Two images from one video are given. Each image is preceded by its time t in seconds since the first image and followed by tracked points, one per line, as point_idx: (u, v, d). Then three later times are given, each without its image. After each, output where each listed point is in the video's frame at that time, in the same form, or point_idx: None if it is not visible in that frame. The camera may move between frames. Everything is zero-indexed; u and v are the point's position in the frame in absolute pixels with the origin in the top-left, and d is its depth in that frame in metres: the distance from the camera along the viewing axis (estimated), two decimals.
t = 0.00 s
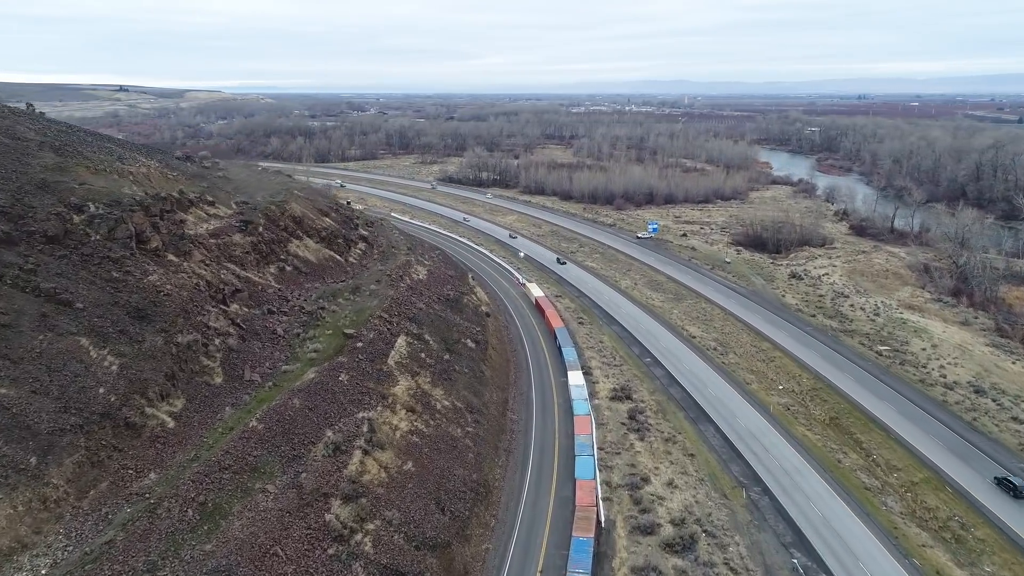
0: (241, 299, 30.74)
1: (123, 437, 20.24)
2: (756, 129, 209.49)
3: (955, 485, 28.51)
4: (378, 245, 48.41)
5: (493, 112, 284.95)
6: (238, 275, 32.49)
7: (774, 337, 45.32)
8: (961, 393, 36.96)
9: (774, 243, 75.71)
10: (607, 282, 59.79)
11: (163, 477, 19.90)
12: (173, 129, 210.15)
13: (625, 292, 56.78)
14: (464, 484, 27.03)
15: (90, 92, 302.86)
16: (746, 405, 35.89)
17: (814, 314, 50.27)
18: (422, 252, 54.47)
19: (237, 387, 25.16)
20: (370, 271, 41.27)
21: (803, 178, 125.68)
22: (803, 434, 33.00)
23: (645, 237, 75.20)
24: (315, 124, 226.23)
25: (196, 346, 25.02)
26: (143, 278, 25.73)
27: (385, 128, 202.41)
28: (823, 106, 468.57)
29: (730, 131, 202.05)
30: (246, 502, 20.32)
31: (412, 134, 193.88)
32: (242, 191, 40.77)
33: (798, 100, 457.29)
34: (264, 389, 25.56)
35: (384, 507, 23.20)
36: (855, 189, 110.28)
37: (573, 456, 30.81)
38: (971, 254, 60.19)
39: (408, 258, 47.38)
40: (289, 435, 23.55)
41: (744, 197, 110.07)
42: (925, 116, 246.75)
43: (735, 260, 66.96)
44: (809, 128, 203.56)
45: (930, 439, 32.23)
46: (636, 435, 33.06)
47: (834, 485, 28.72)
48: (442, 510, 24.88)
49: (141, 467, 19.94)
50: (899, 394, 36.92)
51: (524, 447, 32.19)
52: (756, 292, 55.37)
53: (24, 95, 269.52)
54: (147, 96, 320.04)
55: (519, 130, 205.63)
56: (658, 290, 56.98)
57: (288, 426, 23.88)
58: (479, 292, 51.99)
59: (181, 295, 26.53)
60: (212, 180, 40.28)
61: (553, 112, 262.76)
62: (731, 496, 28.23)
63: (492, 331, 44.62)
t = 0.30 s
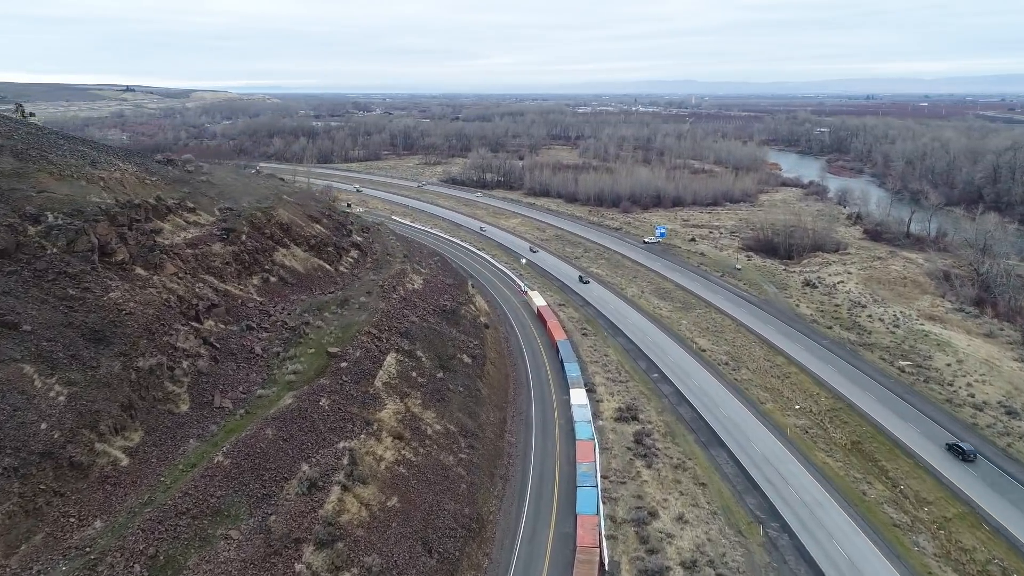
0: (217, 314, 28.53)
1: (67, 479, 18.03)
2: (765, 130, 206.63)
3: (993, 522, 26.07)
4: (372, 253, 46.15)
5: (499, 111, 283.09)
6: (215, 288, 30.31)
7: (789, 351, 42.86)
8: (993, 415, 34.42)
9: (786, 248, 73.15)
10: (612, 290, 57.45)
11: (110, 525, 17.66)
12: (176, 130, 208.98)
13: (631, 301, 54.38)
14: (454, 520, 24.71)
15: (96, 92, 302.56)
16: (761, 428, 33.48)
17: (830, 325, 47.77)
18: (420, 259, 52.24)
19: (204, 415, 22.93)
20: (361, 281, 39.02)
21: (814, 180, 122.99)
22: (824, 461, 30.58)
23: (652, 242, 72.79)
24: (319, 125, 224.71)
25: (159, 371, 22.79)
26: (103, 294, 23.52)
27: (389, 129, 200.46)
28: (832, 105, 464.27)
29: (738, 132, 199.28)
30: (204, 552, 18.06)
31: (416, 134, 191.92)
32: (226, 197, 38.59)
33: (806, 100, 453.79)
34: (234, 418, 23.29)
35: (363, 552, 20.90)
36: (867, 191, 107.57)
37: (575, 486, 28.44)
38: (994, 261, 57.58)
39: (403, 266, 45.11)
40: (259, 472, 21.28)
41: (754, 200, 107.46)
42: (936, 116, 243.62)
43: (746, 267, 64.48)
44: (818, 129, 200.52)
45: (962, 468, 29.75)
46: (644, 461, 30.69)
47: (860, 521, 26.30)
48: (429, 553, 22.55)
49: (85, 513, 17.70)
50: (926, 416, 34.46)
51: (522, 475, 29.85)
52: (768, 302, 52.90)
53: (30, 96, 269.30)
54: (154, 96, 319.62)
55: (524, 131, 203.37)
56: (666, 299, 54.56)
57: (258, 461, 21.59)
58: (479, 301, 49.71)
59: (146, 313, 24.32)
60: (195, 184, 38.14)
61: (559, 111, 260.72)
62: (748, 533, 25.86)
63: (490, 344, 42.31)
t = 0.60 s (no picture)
0: (191, 331, 26.51)
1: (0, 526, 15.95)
2: (774, 130, 203.87)
3: None
4: (367, 260, 44.10)
5: (505, 112, 280.79)
6: (192, 302, 28.31)
7: (804, 366, 40.56)
8: None
9: (798, 253, 70.79)
10: (618, 298, 55.29)
11: None
12: (181, 130, 208.09)
13: (638, 310, 52.17)
14: (444, 561, 22.54)
15: (105, 93, 302.95)
16: (776, 451, 31.24)
17: (848, 337, 45.44)
18: (418, 266, 50.20)
19: (168, 446, 20.90)
20: (352, 292, 36.95)
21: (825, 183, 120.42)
22: (847, 490, 28.32)
23: (660, 247, 70.50)
24: (324, 125, 223.40)
25: (118, 398, 20.75)
26: (59, 313, 21.53)
27: (393, 129, 198.71)
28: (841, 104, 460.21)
29: (746, 132, 196.70)
30: None
31: (421, 135, 190.18)
32: (211, 203, 36.63)
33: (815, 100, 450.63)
34: (201, 450, 21.21)
35: None
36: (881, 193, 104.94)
37: (577, 518, 26.24)
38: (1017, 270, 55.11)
39: (399, 275, 43.05)
40: (226, 512, 19.16)
41: (764, 203, 105.03)
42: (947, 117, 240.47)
43: (757, 273, 62.19)
44: (829, 129, 197.62)
45: (998, 500, 27.48)
46: (652, 490, 28.45)
47: (889, 560, 24.06)
48: None
49: (19, 567, 15.60)
50: (955, 441, 32.14)
51: (519, 504, 27.69)
52: (781, 312, 50.60)
53: (37, 96, 269.54)
54: (160, 96, 319.52)
55: (530, 131, 201.34)
56: (675, 309, 52.32)
57: (225, 500, 19.45)
58: (479, 311, 47.59)
59: (108, 333, 22.30)
60: (177, 189, 36.15)
61: (566, 112, 258.26)
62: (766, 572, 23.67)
63: (489, 357, 40.18)
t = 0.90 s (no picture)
0: (163, 351, 24.52)
1: None
2: (786, 130, 200.85)
3: None
4: (362, 268, 42.06)
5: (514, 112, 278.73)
6: (165, 318, 26.34)
7: (824, 383, 38.25)
8: None
9: (813, 259, 68.33)
10: (626, 306, 53.09)
11: None
12: (188, 130, 207.31)
13: (647, 320, 49.95)
14: None
15: (114, 93, 303.06)
16: (796, 479, 28.98)
17: (869, 350, 43.04)
18: (417, 273, 48.15)
19: (125, 484, 18.90)
20: (344, 304, 34.91)
21: (839, 185, 117.62)
22: (875, 526, 26.00)
23: (670, 252, 68.20)
24: (331, 125, 222.09)
25: (69, 430, 18.78)
26: (8, 337, 19.64)
27: (400, 129, 196.89)
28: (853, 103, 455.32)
29: (757, 133, 193.81)
30: None
31: (428, 135, 188.44)
32: (195, 209, 34.68)
33: (826, 100, 446.57)
34: (162, 488, 19.16)
35: None
36: (897, 196, 102.09)
37: (580, 556, 24.05)
38: None
39: (395, 283, 40.98)
40: (184, 561, 17.08)
41: (777, 206, 102.44)
42: (962, 117, 236.73)
43: (771, 280, 59.79)
44: (841, 130, 194.43)
45: None
46: (661, 524, 26.24)
47: None
48: None
49: None
50: (990, 469, 29.75)
51: (518, 538, 25.51)
52: (798, 322, 48.24)
53: (47, 96, 270.09)
54: (170, 96, 319.82)
55: (538, 132, 199.19)
56: (686, 319, 50.07)
57: (184, 547, 17.37)
58: (480, 321, 45.51)
59: (63, 357, 20.37)
60: (159, 195, 34.26)
61: (575, 112, 255.90)
62: None
63: (490, 372, 38.05)
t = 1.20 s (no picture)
0: (124, 375, 22.36)
1: None
2: (798, 130, 197.77)
3: None
4: (355, 278, 39.86)
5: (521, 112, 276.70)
6: (131, 338, 24.23)
7: (845, 404, 35.83)
8: None
9: (829, 266, 65.73)
10: (634, 317, 50.72)
11: None
12: (194, 130, 206.29)
13: (656, 331, 47.57)
14: None
15: (123, 93, 303.12)
16: (819, 514, 26.58)
17: (892, 367, 40.52)
18: (415, 281, 45.93)
19: (65, 534, 16.67)
20: (331, 318, 32.70)
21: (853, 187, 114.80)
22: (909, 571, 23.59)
23: (680, 258, 65.73)
24: (337, 125, 220.45)
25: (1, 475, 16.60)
26: None
27: (406, 130, 195.05)
28: (865, 101, 450.14)
29: (768, 133, 190.79)
30: None
31: (434, 136, 186.59)
32: (174, 216, 32.59)
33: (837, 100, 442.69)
34: (107, 539, 16.94)
35: None
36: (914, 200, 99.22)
37: None
38: None
39: (389, 294, 38.76)
40: None
41: (790, 209, 99.73)
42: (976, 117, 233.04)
43: (786, 289, 57.28)
44: (853, 131, 191.30)
45: None
46: (673, 566, 23.87)
47: None
48: None
49: None
50: None
51: None
52: (815, 335, 45.74)
53: (55, 97, 270.22)
54: (179, 96, 320.02)
55: (545, 132, 196.97)
56: (697, 331, 47.65)
57: None
58: (480, 334, 43.25)
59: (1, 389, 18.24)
60: (136, 202, 32.16)
61: (583, 112, 253.41)
62: None
63: (488, 390, 35.75)
